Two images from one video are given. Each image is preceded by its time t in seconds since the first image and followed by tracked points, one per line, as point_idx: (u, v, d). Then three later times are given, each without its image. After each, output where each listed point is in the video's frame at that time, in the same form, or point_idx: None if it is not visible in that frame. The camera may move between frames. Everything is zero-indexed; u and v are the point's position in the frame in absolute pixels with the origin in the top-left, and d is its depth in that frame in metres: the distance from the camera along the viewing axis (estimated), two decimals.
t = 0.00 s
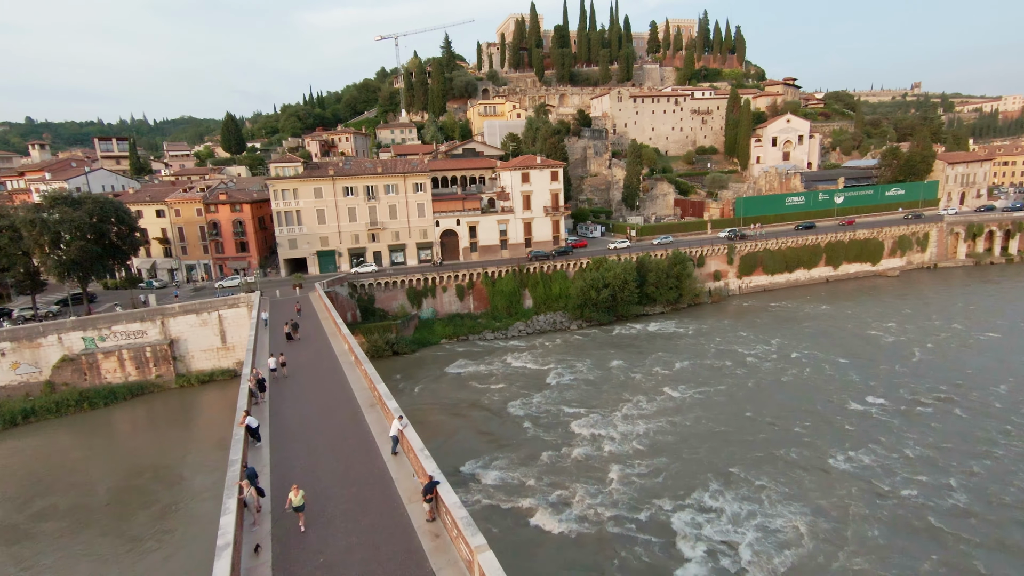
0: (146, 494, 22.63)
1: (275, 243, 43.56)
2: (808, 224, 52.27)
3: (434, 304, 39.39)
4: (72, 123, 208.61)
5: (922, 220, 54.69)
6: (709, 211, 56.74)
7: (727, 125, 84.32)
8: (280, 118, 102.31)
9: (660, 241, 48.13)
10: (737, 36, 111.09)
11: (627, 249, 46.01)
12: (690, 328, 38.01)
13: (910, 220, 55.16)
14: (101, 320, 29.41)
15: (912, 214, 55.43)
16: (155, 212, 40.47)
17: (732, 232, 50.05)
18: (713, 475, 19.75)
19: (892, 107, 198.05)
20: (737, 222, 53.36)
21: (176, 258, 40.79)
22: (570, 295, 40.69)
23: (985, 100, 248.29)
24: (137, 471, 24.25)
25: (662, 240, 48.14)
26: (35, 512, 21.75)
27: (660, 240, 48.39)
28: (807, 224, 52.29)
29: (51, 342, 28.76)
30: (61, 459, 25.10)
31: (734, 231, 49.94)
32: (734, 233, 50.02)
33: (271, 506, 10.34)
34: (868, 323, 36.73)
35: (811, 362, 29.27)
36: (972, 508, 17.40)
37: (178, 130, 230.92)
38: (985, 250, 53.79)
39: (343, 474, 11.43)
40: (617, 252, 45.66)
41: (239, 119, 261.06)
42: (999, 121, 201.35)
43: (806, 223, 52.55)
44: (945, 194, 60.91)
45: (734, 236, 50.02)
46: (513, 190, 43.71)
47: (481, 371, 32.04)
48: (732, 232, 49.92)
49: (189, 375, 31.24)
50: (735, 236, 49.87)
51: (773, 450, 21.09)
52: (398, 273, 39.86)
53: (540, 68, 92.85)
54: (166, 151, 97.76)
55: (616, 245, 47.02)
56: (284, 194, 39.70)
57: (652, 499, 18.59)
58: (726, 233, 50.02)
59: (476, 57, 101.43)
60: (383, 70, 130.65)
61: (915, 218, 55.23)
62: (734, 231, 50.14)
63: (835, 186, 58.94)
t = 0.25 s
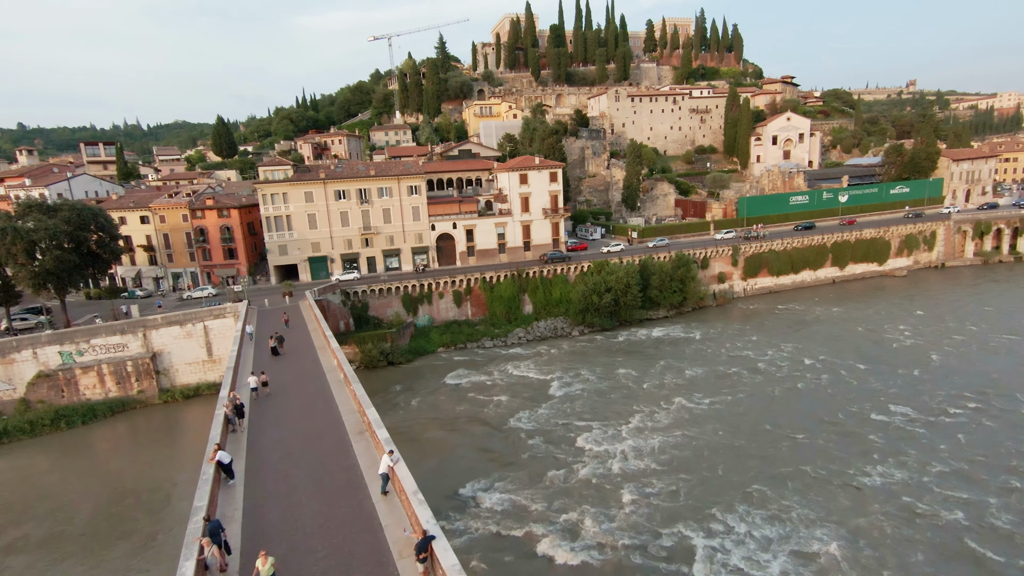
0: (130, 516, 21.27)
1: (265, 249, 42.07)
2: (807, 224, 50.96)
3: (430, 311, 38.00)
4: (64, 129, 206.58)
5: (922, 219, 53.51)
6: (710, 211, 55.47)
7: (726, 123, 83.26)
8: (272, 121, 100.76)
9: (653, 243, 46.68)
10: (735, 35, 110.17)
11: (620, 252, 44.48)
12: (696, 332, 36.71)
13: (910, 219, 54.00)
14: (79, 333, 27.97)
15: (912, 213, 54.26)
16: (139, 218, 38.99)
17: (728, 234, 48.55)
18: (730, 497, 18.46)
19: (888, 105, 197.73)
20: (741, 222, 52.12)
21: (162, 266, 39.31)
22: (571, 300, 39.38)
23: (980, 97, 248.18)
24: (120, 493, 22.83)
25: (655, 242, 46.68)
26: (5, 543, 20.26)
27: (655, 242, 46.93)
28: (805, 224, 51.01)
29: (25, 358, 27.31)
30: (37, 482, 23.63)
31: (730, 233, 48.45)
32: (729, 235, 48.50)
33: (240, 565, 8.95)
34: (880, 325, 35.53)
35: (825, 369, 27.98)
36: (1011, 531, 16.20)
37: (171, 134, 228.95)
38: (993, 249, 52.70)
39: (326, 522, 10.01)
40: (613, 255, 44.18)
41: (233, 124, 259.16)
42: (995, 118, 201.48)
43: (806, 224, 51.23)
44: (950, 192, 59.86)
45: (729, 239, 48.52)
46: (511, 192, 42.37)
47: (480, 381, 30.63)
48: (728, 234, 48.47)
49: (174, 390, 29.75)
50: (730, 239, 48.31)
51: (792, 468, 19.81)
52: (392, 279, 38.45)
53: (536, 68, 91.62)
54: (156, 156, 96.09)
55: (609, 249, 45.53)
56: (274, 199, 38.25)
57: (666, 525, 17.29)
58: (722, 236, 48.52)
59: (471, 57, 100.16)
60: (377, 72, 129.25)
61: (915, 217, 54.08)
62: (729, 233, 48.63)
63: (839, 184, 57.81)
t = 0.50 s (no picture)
0: (104, 550, 19.51)
1: (247, 259, 40.33)
2: (798, 220, 49.82)
3: (422, 319, 36.51)
4: (44, 141, 202.63)
5: (913, 212, 52.70)
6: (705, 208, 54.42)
7: (716, 119, 82.51)
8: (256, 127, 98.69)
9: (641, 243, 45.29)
10: (722, 30, 109.67)
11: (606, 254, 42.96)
12: (698, 334, 35.53)
13: (902, 211, 53.13)
14: (46, 356, 26.25)
15: (903, 206, 53.39)
16: (113, 230, 37.17)
17: (717, 232, 46.93)
18: (749, 515, 17.24)
19: (874, 98, 198.93)
20: (737, 219, 51.09)
21: (139, 279, 37.50)
22: (568, 304, 38.10)
23: (963, 88, 250.54)
24: (94, 526, 21.05)
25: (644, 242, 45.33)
26: None
27: (644, 242, 45.61)
28: (796, 220, 49.89)
29: None
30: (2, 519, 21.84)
31: (721, 231, 46.89)
32: (718, 234, 46.87)
33: None
34: (886, 322, 34.57)
35: (835, 370, 26.87)
36: None
37: (154, 144, 225.43)
38: (991, 240, 52.09)
39: None
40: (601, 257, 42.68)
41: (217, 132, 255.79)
42: (978, 109, 203.41)
43: (797, 220, 50.11)
44: (945, 183, 59.30)
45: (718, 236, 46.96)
46: (502, 194, 40.99)
47: (476, 392, 29.20)
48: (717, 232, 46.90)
49: (151, 413, 28.06)
50: (719, 237, 46.69)
51: (811, 481, 18.62)
52: (381, 287, 36.94)
53: (524, 67, 90.40)
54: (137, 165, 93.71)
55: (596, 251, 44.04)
56: (255, 207, 36.60)
57: (682, 549, 16.03)
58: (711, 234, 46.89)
59: (457, 58, 98.79)
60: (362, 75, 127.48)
61: (905, 210, 53.20)
62: (718, 231, 47.05)
63: (835, 178, 57.02)
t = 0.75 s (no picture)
0: None
1: (220, 273, 38.29)
2: (780, 216, 49.20)
3: (407, 330, 34.95)
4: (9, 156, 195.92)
5: (894, 203, 52.51)
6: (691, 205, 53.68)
7: (698, 115, 82.17)
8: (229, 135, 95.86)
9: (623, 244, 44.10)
10: (698, 27, 109.82)
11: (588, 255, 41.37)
12: (693, 335, 34.51)
13: (882, 203, 52.90)
14: None
15: (884, 197, 53.18)
16: (73, 248, 34.89)
17: (700, 231, 46.51)
18: (763, 534, 16.22)
19: (848, 91, 201.97)
20: (725, 215, 50.32)
21: (103, 299, 35.24)
22: (558, 309, 36.91)
23: (932, 80, 256.01)
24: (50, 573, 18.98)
25: (625, 242, 44.08)
26: None
27: (627, 242, 44.40)
28: (777, 216, 49.30)
29: None
30: None
31: (704, 228, 46.47)
32: (701, 232, 46.44)
33: None
34: (882, 316, 33.91)
35: (837, 370, 26.00)
36: None
37: (125, 155, 219.56)
38: (975, 228, 52.14)
39: None
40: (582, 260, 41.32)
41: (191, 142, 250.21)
42: (948, 99, 207.87)
43: (779, 216, 49.53)
44: (927, 173, 59.43)
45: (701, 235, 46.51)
46: (486, 197, 39.64)
47: (467, 406, 27.76)
48: (699, 230, 46.49)
49: (117, 443, 26.10)
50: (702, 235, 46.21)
51: (826, 493, 17.61)
52: (363, 298, 35.30)
53: (502, 67, 89.19)
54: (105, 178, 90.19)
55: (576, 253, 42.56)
56: (226, 218, 34.70)
57: None
58: (693, 233, 46.47)
59: (435, 60, 97.22)
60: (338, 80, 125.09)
61: (885, 202, 52.97)
62: (702, 228, 46.63)
63: (819, 171, 56.73)
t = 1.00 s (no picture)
0: None
1: (185, 289, 36.07)
2: (759, 214, 48.60)
3: (387, 343, 33.24)
4: None
5: (869, 199, 52.60)
6: (674, 205, 53.01)
7: (675, 114, 82.04)
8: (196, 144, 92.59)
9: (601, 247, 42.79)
10: (672, 26, 110.21)
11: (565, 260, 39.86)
12: (684, 338, 33.56)
13: (858, 199, 52.95)
14: None
15: (859, 193, 53.26)
16: (22, 267, 32.38)
17: (679, 232, 45.62)
18: (778, 555, 15.13)
19: (818, 88, 206.11)
20: (709, 214, 49.69)
21: (57, 321, 32.79)
22: (544, 315, 35.68)
23: (896, 76, 263.09)
24: None
25: (603, 245, 42.75)
26: None
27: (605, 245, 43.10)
28: (755, 214, 48.71)
29: None
30: None
31: (683, 229, 45.64)
32: (680, 233, 45.55)
33: None
34: (872, 312, 33.42)
35: (835, 370, 25.21)
36: None
37: (89, 167, 212.01)
38: (953, 220, 52.54)
39: None
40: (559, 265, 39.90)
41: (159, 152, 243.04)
42: (913, 95, 213.62)
43: (757, 214, 48.94)
44: (903, 166, 59.91)
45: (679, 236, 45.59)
46: (466, 201, 38.20)
47: (452, 423, 26.24)
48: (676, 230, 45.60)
49: (71, 480, 24.01)
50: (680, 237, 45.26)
51: (838, 507, 16.63)
52: (340, 311, 33.51)
53: (477, 69, 87.90)
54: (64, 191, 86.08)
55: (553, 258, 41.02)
56: (189, 231, 32.61)
57: None
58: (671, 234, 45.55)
59: (408, 63, 95.45)
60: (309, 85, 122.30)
61: (860, 198, 53.03)
62: (680, 229, 45.75)
63: (799, 167, 56.67)
